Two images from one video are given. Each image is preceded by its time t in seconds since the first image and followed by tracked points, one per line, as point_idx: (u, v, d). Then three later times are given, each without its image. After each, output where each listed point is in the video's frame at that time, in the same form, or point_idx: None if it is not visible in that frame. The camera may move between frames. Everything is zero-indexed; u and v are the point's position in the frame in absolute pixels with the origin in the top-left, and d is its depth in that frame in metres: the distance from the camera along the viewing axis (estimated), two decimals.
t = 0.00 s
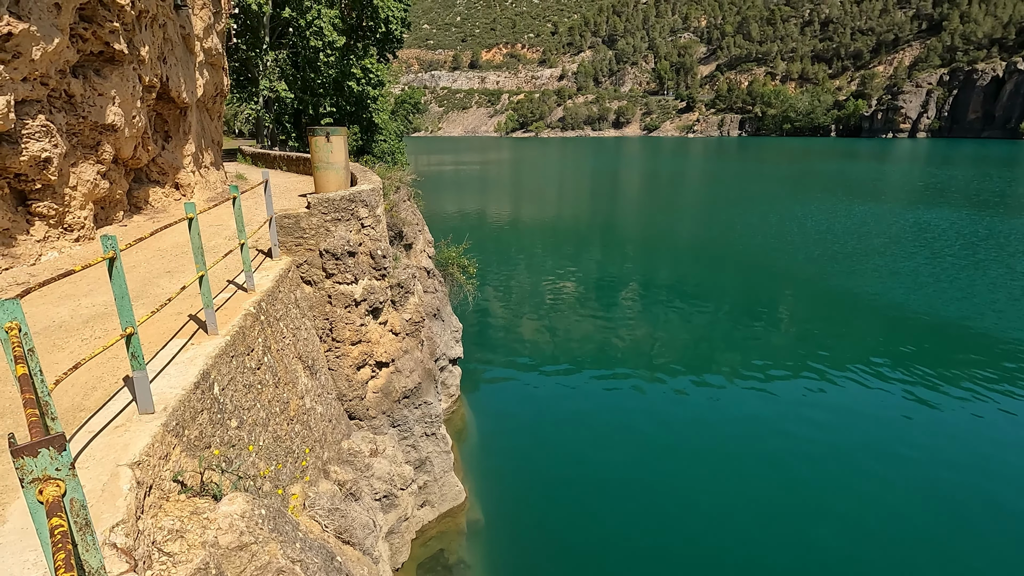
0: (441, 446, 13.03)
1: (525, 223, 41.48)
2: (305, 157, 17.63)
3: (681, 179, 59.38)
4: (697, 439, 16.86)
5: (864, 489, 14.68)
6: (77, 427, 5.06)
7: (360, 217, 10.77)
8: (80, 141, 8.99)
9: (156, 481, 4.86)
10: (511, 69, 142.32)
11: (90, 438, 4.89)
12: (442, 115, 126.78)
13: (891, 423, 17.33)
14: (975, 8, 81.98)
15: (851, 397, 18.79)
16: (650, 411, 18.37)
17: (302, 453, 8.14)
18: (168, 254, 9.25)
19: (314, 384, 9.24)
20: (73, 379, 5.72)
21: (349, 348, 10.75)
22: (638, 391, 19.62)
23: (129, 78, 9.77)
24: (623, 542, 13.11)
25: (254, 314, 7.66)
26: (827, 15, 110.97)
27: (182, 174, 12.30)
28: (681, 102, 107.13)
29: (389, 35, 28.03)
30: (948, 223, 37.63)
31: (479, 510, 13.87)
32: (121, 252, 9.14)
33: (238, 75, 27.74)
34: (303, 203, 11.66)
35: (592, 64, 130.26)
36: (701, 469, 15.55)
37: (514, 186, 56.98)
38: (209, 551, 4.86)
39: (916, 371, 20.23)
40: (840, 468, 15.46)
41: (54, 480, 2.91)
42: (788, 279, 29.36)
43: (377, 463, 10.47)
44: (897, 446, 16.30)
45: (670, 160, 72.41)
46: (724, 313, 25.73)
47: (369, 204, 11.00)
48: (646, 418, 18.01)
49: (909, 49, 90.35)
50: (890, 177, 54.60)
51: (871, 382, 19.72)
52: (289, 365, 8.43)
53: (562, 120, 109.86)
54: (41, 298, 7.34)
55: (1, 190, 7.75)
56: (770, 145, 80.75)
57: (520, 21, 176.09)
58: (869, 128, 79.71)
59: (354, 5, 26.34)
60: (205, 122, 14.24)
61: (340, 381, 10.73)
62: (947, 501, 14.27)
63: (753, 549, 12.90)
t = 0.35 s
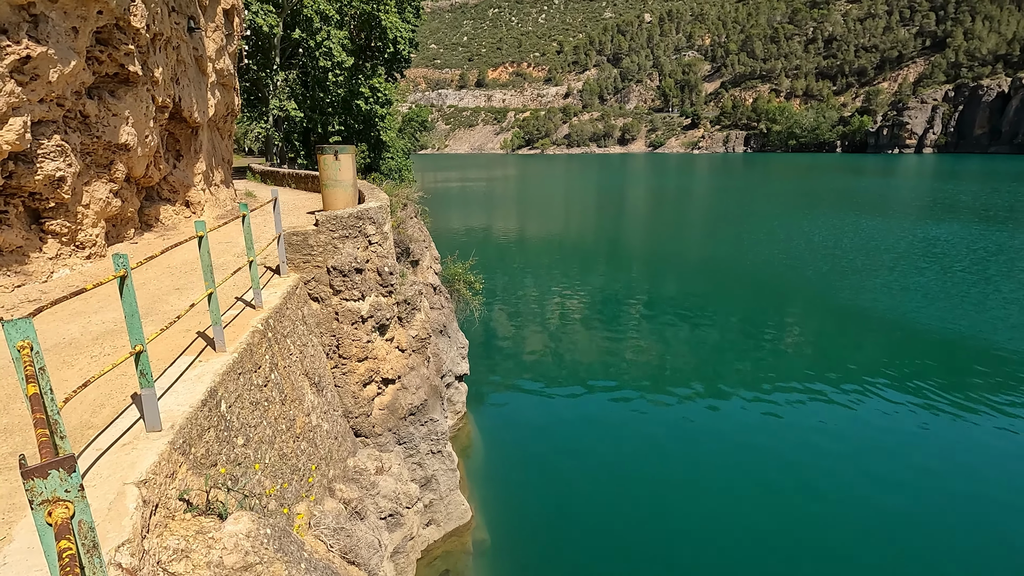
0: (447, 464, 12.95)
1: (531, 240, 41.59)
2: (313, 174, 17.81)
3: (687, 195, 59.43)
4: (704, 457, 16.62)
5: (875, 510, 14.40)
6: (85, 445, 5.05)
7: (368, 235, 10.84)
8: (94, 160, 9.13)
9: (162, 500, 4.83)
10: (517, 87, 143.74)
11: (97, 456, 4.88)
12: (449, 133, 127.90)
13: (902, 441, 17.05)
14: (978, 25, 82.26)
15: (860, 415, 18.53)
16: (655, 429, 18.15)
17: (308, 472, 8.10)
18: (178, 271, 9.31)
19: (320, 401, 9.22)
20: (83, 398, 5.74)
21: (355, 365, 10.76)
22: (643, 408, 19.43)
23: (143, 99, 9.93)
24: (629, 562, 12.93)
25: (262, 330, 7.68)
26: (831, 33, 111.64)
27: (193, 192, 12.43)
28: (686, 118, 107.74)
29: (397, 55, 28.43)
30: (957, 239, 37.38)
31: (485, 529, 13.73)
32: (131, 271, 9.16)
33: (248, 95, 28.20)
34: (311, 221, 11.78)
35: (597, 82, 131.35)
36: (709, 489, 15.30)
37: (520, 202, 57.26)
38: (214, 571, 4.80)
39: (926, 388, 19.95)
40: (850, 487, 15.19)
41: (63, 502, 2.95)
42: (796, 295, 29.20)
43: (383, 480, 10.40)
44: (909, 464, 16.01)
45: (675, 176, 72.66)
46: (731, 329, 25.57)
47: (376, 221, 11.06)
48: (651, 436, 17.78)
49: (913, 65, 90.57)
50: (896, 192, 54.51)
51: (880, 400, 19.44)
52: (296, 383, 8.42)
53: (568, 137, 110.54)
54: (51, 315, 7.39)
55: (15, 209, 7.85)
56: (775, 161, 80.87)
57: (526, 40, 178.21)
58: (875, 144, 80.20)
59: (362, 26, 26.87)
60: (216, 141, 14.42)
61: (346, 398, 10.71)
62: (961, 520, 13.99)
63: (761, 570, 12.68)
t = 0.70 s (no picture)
0: (452, 477, 12.89)
1: (537, 251, 41.61)
2: (320, 187, 17.93)
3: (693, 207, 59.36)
4: (710, 472, 16.41)
5: (887, 526, 14.15)
6: (91, 458, 5.04)
7: (374, 247, 10.87)
8: (104, 173, 9.22)
9: (166, 514, 4.80)
10: (522, 100, 144.63)
11: (102, 469, 4.87)
12: (455, 145, 128.70)
13: (912, 455, 16.79)
14: (983, 37, 82.25)
15: (869, 429, 18.28)
16: (661, 443, 17.96)
17: (312, 485, 8.06)
18: (186, 283, 9.34)
19: (326, 414, 9.19)
20: (90, 411, 5.74)
21: (360, 378, 10.74)
22: (648, 422, 19.25)
23: (153, 113, 10.03)
24: None
25: (268, 343, 7.68)
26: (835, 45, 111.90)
27: (201, 205, 12.52)
28: (691, 131, 108.04)
29: (404, 69, 28.68)
30: (965, 250, 37.09)
31: (490, 543, 13.61)
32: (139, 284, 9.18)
33: (257, 109, 28.55)
34: (318, 233, 11.82)
35: (602, 94, 131.95)
36: (715, 504, 15.11)
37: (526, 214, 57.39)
38: None
39: (936, 402, 19.70)
40: (860, 502, 14.93)
41: (67, 518, 3.01)
42: (804, 307, 29.00)
43: (387, 494, 10.34)
44: (920, 480, 15.75)
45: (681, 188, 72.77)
46: (738, 342, 25.41)
47: (382, 234, 11.09)
48: (657, 450, 17.59)
49: (918, 77, 90.51)
50: (903, 204, 54.28)
51: (889, 414, 19.19)
52: (301, 395, 8.40)
53: (573, 149, 110.94)
54: (60, 327, 7.42)
55: (27, 222, 7.92)
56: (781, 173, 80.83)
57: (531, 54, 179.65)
58: (881, 155, 80.18)
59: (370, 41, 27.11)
60: (225, 154, 14.54)
61: (351, 411, 10.68)
62: (976, 537, 13.73)
63: None
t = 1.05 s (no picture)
0: (455, 484, 12.86)
1: (539, 257, 41.61)
2: (323, 194, 18.01)
3: (696, 213, 59.38)
4: (715, 479, 16.31)
5: (894, 534, 14.04)
6: (93, 464, 5.04)
7: (377, 253, 10.89)
8: (109, 180, 9.28)
9: (168, 521, 4.77)
10: (525, 106, 145.03)
11: (105, 475, 4.86)
12: (457, 152, 129.05)
13: (920, 463, 16.64)
14: (985, 44, 82.29)
15: (875, 435, 18.15)
16: (665, 450, 17.86)
17: (315, 493, 8.02)
18: (189, 289, 9.36)
19: (328, 420, 9.18)
20: (93, 417, 5.75)
21: (363, 384, 10.72)
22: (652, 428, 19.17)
23: (158, 120, 10.09)
24: None
25: (271, 349, 7.68)
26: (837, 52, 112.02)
27: (205, 212, 12.58)
28: (693, 137, 108.20)
29: (407, 76, 28.79)
30: (970, 256, 36.92)
31: (493, 551, 13.54)
32: (144, 291, 9.20)
33: (261, 116, 28.70)
34: (321, 239, 11.85)
35: (604, 101, 132.21)
36: (716, 508, 15.09)
37: (529, 220, 57.46)
38: None
39: (943, 409, 19.56)
40: (868, 510, 14.82)
41: (69, 528, 3.00)
42: (808, 314, 28.89)
43: (389, 501, 10.28)
44: (928, 487, 15.62)
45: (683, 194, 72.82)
46: (741, 348, 25.34)
47: (385, 240, 11.11)
48: (661, 457, 17.50)
49: (921, 84, 90.47)
50: (907, 209, 54.18)
51: (896, 421, 19.05)
52: (304, 401, 8.39)
53: (576, 155, 111.11)
54: (64, 333, 7.44)
55: (32, 227, 7.95)
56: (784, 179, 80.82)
57: (534, 61, 180.27)
58: (883, 161, 80.13)
59: (374, 49, 27.22)
60: (229, 161, 14.59)
61: (353, 417, 10.66)
62: (985, 546, 13.59)
63: None
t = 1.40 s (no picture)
0: (457, 490, 12.83)
1: (541, 263, 41.60)
2: (326, 199, 18.09)
3: (698, 218, 59.33)
4: (719, 485, 16.23)
5: (900, 541, 13.92)
6: (97, 469, 5.03)
7: (380, 258, 10.90)
8: (114, 185, 9.30)
9: (172, 527, 4.76)
10: (527, 112, 145.37)
11: (108, 481, 4.85)
12: (460, 157, 129.37)
13: (926, 469, 16.50)
14: (987, 49, 82.23)
15: (880, 442, 18.03)
16: (669, 456, 17.78)
17: (318, 499, 8.02)
18: (193, 294, 9.38)
19: (331, 426, 9.17)
20: (98, 422, 5.75)
21: (366, 390, 10.71)
22: (655, 434, 19.10)
23: (163, 126, 10.13)
24: None
25: (274, 354, 7.67)
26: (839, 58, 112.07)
27: (209, 217, 12.62)
28: (696, 143, 108.28)
29: (410, 82, 28.91)
30: (973, 262, 36.78)
31: (495, 557, 13.50)
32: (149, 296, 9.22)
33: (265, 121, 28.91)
34: (325, 244, 11.87)
35: (607, 106, 132.47)
36: (717, 512, 15.08)
37: (531, 225, 57.47)
38: None
39: (947, 415, 19.41)
40: (873, 516, 14.70)
41: (77, 535, 3.00)
42: (811, 320, 28.80)
43: (392, 506, 10.24)
44: (935, 494, 15.47)
45: (685, 199, 72.87)
46: (744, 354, 25.29)
47: (389, 245, 11.11)
48: (665, 463, 17.42)
49: (923, 89, 90.41)
50: (910, 214, 54.05)
51: (900, 427, 18.92)
52: (307, 407, 8.38)
53: (578, 161, 111.31)
54: (69, 338, 7.46)
55: (37, 233, 7.97)
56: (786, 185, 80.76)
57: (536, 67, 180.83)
58: (886, 166, 80.02)
59: (377, 55, 27.36)
60: (233, 166, 14.66)
61: (356, 423, 10.65)
62: (991, 553, 13.44)
63: None
